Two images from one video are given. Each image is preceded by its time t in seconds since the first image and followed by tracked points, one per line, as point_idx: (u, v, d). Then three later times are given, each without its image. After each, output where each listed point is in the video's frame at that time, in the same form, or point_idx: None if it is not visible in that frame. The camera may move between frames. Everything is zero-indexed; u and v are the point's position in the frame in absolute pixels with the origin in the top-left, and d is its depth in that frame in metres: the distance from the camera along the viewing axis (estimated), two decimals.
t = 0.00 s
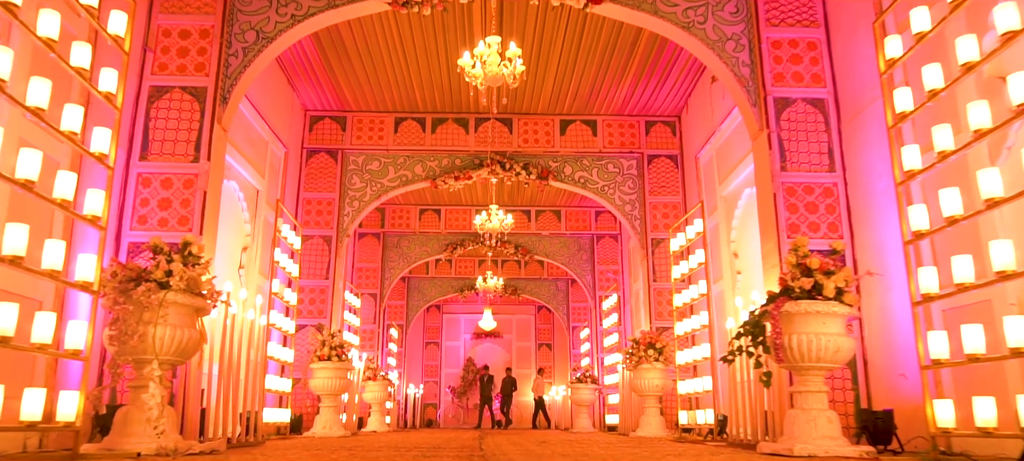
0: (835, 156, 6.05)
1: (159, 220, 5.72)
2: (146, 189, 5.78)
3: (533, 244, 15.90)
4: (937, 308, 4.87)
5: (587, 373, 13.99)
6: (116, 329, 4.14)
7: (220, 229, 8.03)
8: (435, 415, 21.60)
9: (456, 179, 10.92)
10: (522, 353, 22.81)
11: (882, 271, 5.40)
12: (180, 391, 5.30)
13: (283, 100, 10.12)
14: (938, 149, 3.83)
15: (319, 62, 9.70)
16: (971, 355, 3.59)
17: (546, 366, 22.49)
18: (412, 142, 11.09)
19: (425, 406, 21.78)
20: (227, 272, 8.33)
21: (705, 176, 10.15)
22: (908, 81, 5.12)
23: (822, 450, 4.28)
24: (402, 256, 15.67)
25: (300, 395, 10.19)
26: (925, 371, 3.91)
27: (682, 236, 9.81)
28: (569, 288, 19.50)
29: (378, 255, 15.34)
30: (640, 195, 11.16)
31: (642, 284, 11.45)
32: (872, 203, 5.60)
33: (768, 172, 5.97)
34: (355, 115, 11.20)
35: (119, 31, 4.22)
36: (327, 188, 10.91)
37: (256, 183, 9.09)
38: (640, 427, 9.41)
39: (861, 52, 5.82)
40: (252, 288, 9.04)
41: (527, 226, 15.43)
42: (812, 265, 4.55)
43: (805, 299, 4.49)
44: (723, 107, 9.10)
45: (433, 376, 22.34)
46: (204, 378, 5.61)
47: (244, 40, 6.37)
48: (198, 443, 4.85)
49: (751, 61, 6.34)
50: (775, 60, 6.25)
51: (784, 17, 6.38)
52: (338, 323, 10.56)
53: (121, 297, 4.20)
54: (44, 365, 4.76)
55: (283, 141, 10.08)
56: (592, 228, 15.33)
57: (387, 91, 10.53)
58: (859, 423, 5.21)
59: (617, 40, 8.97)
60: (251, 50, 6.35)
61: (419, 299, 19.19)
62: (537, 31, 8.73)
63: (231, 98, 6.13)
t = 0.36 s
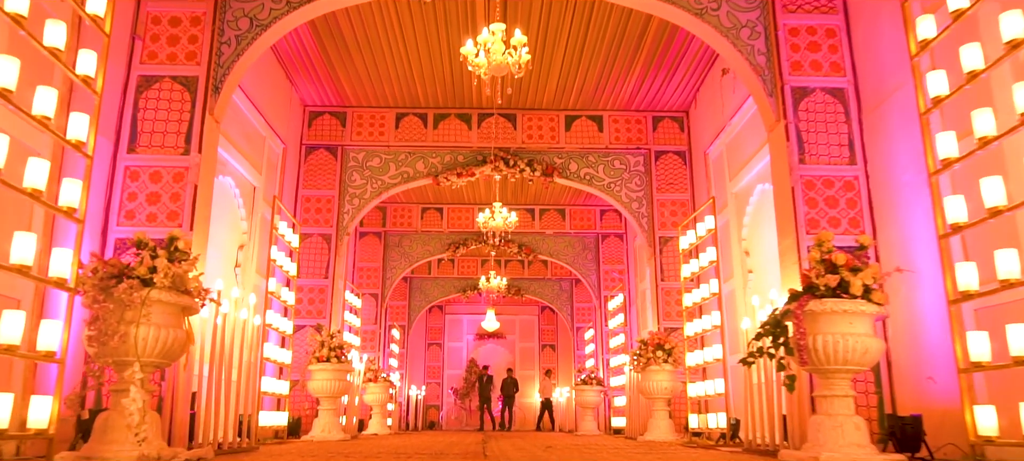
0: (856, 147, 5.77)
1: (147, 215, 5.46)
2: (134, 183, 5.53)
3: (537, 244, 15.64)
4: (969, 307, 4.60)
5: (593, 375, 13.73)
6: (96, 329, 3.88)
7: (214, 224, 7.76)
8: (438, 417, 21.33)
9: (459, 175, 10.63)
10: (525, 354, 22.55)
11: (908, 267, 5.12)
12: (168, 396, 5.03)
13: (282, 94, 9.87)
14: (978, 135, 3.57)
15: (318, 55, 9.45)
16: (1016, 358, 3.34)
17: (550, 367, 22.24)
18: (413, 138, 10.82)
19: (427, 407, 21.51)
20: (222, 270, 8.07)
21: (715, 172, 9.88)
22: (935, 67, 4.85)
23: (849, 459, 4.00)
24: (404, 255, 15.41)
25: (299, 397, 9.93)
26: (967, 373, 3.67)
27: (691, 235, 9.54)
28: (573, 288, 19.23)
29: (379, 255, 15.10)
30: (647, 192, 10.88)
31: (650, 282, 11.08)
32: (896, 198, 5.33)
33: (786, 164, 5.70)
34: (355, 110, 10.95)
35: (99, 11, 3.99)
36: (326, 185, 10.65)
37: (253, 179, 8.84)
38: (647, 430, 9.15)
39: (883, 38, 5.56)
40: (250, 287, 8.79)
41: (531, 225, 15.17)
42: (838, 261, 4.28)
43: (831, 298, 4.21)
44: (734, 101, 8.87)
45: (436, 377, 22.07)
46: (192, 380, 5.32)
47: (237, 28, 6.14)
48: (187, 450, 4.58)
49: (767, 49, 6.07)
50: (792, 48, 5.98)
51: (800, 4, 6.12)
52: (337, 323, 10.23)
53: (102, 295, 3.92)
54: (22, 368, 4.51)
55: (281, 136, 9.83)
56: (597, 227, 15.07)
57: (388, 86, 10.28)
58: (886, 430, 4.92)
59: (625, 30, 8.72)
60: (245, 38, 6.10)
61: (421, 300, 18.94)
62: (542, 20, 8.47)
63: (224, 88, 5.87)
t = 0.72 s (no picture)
0: (877, 139, 5.55)
1: (142, 213, 5.28)
2: (129, 180, 5.35)
3: (544, 244, 15.42)
4: (1001, 304, 4.37)
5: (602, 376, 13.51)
6: (81, 330, 3.67)
7: (213, 223, 7.57)
8: (445, 419, 21.13)
9: (465, 173, 10.41)
10: (533, 355, 22.35)
11: (935, 263, 4.90)
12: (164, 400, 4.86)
13: (284, 91, 9.70)
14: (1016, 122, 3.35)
15: (321, 51, 9.28)
16: None
17: (557, 369, 22.03)
18: (417, 136, 10.68)
19: (434, 409, 21.32)
20: (223, 271, 7.89)
21: (727, 169, 9.66)
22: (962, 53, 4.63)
23: None
24: (410, 256, 15.22)
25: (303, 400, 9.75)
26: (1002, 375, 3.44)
27: (703, 233, 9.31)
28: (581, 288, 19.01)
29: (385, 255, 14.94)
30: (657, 189, 10.64)
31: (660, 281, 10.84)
32: (920, 191, 5.11)
33: (804, 157, 5.48)
34: (359, 108, 10.78)
35: None
36: (330, 184, 10.46)
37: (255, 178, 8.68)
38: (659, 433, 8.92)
39: (904, 25, 5.34)
40: (252, 288, 8.61)
41: (538, 224, 14.97)
42: (864, 256, 4.06)
43: (856, 296, 3.99)
44: (745, 95, 8.65)
45: (442, 379, 21.88)
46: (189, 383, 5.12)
47: (234, 20, 5.94)
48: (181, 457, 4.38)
49: (783, 39, 5.85)
50: (809, 37, 5.77)
51: None
52: (341, 325, 10.00)
53: (89, 296, 3.74)
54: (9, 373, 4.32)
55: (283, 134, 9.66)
56: (604, 226, 14.87)
57: (392, 83, 10.10)
58: (913, 434, 4.69)
59: (633, 23, 8.52)
60: (242, 30, 5.92)
61: (428, 301, 18.75)
62: (549, 13, 8.28)
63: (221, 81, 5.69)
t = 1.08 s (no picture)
0: (902, 130, 5.29)
1: (135, 210, 5.07)
2: (121, 176, 5.14)
3: (553, 244, 15.15)
4: None
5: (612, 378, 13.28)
6: (63, 334, 3.46)
7: (212, 222, 7.36)
8: (453, 422, 20.92)
9: (472, 171, 10.24)
10: (541, 357, 22.11)
11: (968, 259, 4.64)
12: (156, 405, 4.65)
13: (286, 88, 9.49)
14: None
15: (325, 46, 9.07)
16: None
17: (566, 371, 21.78)
18: (424, 133, 10.46)
19: (442, 412, 21.13)
20: (223, 272, 7.69)
21: (740, 166, 9.41)
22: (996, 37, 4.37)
23: None
24: (417, 256, 15.01)
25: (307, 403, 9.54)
26: None
27: (717, 230, 9.06)
28: (590, 289, 18.77)
29: (392, 255, 14.75)
30: (668, 187, 10.39)
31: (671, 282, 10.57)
32: (950, 184, 4.86)
33: (826, 149, 5.23)
34: (364, 105, 10.57)
35: None
36: (334, 183, 10.25)
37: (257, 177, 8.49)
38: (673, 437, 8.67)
39: (931, 9, 5.08)
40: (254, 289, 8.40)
41: (546, 224, 14.74)
42: (896, 252, 3.81)
43: (887, 294, 3.73)
44: (760, 88, 8.38)
45: (451, 381, 21.67)
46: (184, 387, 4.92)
47: (231, 10, 5.72)
48: None
49: (803, 26, 5.59)
50: (830, 25, 5.52)
51: None
52: (345, 327, 9.81)
53: (72, 296, 3.52)
54: None
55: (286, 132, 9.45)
56: (614, 225, 14.65)
57: (397, 79, 9.89)
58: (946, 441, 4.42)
59: (644, 15, 8.28)
60: (239, 20, 5.69)
61: (435, 302, 18.54)
62: (558, 5, 8.05)
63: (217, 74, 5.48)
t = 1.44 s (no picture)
0: (917, 124, 5.12)
1: (123, 205, 4.90)
2: (109, 170, 4.97)
3: (557, 244, 14.97)
4: None
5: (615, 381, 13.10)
6: (41, 333, 3.30)
7: (207, 220, 7.20)
8: (455, 424, 20.74)
9: (473, 170, 10.05)
10: (544, 358, 21.91)
11: (991, 255, 4.45)
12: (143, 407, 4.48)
13: (285, 85, 9.33)
14: None
15: (324, 43, 8.91)
16: None
17: (569, 373, 21.59)
18: (424, 131, 10.30)
19: (444, 414, 20.94)
20: (219, 272, 7.53)
21: (747, 164, 9.24)
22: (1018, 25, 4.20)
23: None
24: (418, 257, 14.84)
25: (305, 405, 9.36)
26: None
27: (724, 229, 8.88)
28: (593, 290, 18.59)
29: (393, 255, 14.57)
30: (673, 185, 10.21)
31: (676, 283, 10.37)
32: (968, 179, 4.68)
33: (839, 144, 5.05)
34: (364, 102, 10.41)
35: None
36: (333, 181, 10.09)
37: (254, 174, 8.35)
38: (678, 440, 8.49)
39: None
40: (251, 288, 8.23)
41: (549, 224, 14.58)
42: (916, 248, 3.62)
43: (906, 293, 3.55)
44: (768, 85, 8.24)
45: (453, 383, 21.48)
46: (174, 388, 4.75)
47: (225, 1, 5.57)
48: None
49: (815, 17, 5.40)
50: (843, 15, 5.34)
51: None
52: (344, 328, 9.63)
53: (50, 293, 3.36)
54: None
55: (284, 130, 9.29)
56: (618, 225, 14.43)
57: (398, 76, 9.74)
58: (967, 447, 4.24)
59: (650, 11, 8.12)
60: (232, 11, 5.54)
61: (437, 303, 18.37)
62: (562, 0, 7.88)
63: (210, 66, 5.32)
